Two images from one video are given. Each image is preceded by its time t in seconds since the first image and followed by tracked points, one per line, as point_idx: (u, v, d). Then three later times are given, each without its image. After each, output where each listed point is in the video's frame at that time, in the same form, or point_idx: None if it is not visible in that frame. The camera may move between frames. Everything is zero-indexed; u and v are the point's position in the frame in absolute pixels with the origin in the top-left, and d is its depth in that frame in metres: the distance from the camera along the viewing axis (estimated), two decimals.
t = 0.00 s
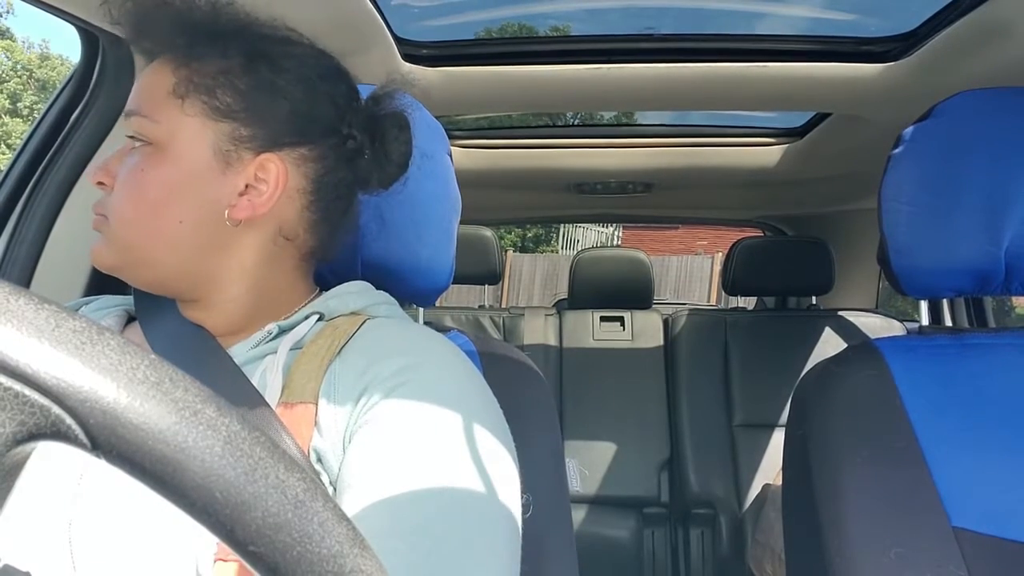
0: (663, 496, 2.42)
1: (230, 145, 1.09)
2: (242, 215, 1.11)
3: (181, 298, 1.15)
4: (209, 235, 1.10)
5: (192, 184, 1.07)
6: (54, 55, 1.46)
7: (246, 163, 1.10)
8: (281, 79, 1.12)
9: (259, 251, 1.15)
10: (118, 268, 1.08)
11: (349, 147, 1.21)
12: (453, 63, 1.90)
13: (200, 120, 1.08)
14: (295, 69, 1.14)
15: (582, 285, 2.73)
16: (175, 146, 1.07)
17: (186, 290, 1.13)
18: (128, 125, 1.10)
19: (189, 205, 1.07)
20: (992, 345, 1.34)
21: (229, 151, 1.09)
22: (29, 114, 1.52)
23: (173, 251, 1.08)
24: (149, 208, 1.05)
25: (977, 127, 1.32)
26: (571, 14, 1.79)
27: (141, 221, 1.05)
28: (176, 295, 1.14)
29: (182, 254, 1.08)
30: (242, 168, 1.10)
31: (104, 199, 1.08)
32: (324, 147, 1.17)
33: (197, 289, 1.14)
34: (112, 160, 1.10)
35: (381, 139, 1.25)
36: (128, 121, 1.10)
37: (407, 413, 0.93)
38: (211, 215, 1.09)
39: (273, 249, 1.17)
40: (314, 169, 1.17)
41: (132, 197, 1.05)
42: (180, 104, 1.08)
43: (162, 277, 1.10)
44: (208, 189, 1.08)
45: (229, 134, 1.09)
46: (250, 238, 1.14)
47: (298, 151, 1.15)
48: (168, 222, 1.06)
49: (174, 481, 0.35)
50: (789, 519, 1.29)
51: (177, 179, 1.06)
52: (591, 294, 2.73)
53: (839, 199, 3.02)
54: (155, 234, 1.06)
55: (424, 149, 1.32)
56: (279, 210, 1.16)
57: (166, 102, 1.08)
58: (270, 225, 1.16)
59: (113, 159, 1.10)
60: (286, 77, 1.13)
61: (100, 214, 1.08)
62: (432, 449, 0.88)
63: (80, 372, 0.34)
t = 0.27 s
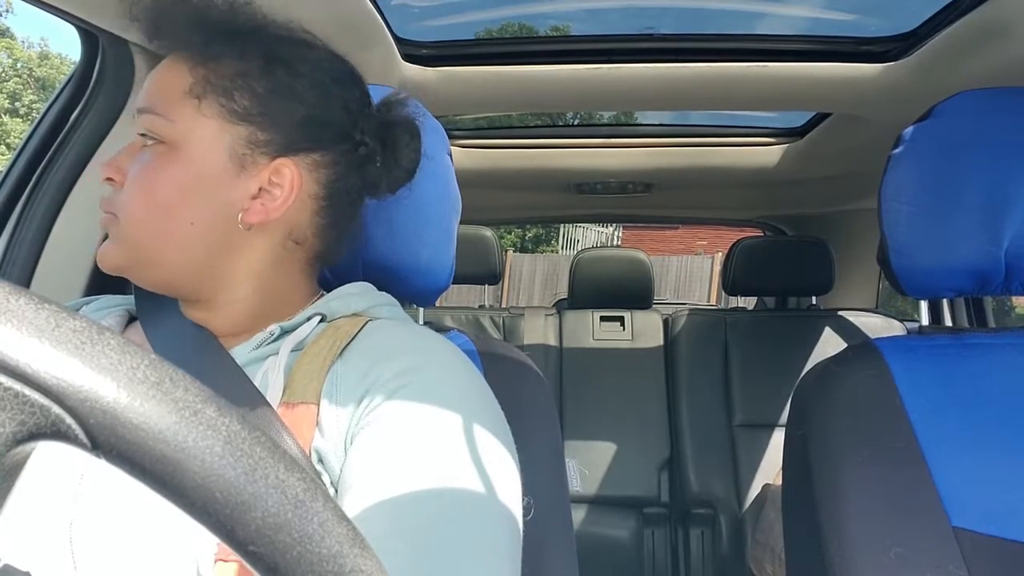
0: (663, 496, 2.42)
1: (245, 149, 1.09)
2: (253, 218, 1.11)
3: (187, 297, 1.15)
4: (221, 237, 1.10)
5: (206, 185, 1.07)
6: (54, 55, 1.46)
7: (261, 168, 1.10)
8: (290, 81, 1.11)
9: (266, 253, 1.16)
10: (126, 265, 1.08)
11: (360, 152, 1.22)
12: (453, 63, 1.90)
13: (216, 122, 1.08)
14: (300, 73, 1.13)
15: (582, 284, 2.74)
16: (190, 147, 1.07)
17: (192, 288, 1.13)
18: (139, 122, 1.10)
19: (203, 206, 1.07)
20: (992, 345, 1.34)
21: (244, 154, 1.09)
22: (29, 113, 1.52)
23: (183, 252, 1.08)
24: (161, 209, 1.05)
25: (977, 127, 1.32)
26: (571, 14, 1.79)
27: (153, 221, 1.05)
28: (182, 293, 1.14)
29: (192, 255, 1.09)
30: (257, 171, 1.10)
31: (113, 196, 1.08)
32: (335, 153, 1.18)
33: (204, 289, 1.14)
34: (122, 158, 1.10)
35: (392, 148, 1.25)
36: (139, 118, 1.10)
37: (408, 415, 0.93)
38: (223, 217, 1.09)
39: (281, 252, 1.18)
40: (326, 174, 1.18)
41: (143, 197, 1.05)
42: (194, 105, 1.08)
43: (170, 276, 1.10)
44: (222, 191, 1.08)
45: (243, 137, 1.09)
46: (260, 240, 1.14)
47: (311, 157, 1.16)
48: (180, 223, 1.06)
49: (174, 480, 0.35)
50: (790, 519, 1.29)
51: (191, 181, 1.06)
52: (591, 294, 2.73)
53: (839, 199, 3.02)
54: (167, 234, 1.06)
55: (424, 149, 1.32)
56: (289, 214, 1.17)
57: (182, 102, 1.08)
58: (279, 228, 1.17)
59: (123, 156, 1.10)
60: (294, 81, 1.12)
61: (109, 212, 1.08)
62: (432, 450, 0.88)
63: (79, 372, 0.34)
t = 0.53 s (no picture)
0: (663, 496, 2.42)
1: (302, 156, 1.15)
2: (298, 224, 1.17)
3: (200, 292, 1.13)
4: (266, 237, 1.12)
5: (268, 185, 1.10)
6: (54, 55, 1.46)
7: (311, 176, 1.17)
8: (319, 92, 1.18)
9: (287, 257, 1.20)
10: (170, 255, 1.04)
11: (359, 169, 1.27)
12: (453, 63, 1.90)
13: (279, 125, 1.12)
14: (315, 83, 1.18)
15: (582, 285, 2.74)
16: (254, 144, 1.09)
17: (217, 283, 1.12)
18: (185, 109, 1.07)
19: (262, 205, 1.09)
20: (991, 345, 1.34)
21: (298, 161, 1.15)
22: (29, 113, 1.52)
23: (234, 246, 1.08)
24: (228, 203, 1.05)
25: (977, 127, 1.32)
26: (571, 13, 1.79)
27: (217, 214, 1.04)
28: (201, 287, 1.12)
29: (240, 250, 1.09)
30: (307, 180, 1.17)
31: (158, 179, 1.02)
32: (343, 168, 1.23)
33: (225, 285, 1.13)
34: (163, 142, 1.05)
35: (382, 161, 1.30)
36: (184, 105, 1.07)
37: (408, 416, 0.93)
38: (273, 218, 1.12)
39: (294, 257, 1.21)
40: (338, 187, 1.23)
41: (210, 188, 1.03)
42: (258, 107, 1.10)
43: (210, 270, 1.08)
44: (277, 192, 1.11)
45: (303, 144, 1.15)
46: (288, 245, 1.18)
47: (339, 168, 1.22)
48: (242, 219, 1.07)
49: (175, 481, 0.35)
50: (790, 520, 1.29)
51: (257, 179, 1.08)
52: (591, 295, 2.73)
53: (839, 199, 3.02)
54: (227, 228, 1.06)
55: (424, 148, 1.33)
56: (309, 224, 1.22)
57: (244, 100, 1.09)
58: (303, 235, 1.21)
59: (163, 140, 1.05)
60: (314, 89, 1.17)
61: (149, 196, 1.02)
62: (433, 452, 0.88)
63: (81, 372, 0.34)
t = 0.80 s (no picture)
0: (663, 496, 2.42)
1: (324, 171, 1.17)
2: (317, 235, 1.21)
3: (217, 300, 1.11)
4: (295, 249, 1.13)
5: (303, 200, 1.10)
6: (53, 54, 1.46)
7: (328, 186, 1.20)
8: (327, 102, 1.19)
9: (297, 265, 1.20)
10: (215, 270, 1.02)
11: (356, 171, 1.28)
12: (453, 63, 1.90)
13: (310, 140, 1.13)
14: (315, 79, 1.18)
15: (582, 284, 2.74)
16: (292, 160, 1.09)
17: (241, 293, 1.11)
18: (228, 121, 1.04)
19: (297, 220, 1.10)
20: (992, 345, 1.34)
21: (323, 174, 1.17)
22: (29, 112, 1.51)
23: (276, 262, 1.08)
24: (274, 220, 1.05)
25: (977, 126, 1.32)
26: (571, 13, 1.79)
27: (266, 231, 1.04)
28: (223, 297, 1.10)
29: (277, 265, 1.09)
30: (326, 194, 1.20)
31: (210, 196, 0.99)
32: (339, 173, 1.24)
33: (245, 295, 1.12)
34: (209, 155, 1.01)
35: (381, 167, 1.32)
36: (227, 117, 1.04)
37: (408, 417, 0.93)
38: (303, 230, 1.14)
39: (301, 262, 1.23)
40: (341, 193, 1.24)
41: (263, 206, 1.03)
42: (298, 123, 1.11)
43: (245, 284, 1.07)
44: (310, 206, 1.13)
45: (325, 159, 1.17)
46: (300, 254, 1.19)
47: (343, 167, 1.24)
48: (283, 235, 1.07)
49: (175, 480, 0.35)
50: (790, 520, 1.29)
51: (295, 195, 1.08)
52: (591, 295, 2.73)
53: (839, 199, 3.02)
54: (271, 245, 1.05)
55: (423, 148, 1.32)
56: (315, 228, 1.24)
57: (285, 115, 1.09)
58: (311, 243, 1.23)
59: (210, 152, 1.02)
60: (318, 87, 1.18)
61: (198, 212, 0.99)
62: (432, 452, 0.88)
63: (81, 373, 0.33)
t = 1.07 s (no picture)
0: (663, 496, 2.42)
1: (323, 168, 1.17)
2: (319, 233, 1.21)
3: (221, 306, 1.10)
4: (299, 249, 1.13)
5: (306, 201, 1.10)
6: (53, 53, 1.46)
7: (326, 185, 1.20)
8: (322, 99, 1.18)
9: (297, 265, 1.19)
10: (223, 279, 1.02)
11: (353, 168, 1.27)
12: (453, 62, 1.90)
13: (310, 140, 1.12)
14: (311, 77, 1.17)
15: (582, 284, 2.74)
16: (294, 162, 1.08)
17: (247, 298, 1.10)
18: (228, 128, 1.03)
19: (301, 221, 1.10)
20: (993, 345, 1.34)
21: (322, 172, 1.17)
22: (29, 112, 1.51)
23: (283, 264, 1.08)
24: (279, 224, 1.04)
25: (978, 126, 1.31)
26: (571, 13, 1.79)
27: (272, 236, 1.04)
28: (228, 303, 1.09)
29: (283, 267, 1.09)
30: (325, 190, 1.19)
31: (217, 206, 0.99)
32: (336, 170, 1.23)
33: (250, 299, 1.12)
34: (213, 164, 1.01)
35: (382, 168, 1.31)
36: (227, 123, 1.03)
37: (406, 417, 0.93)
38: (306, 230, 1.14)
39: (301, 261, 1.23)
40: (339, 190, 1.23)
41: (269, 211, 1.03)
42: (298, 123, 1.11)
43: (252, 289, 1.07)
44: (313, 205, 1.13)
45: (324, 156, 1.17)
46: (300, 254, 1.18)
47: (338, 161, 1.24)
48: (289, 238, 1.07)
49: (175, 481, 0.35)
50: (790, 520, 1.28)
51: (298, 197, 1.08)
52: (591, 295, 2.73)
53: (839, 199, 3.02)
54: (279, 249, 1.05)
55: (423, 147, 1.32)
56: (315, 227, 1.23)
57: (284, 117, 1.09)
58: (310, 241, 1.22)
59: (213, 162, 1.01)
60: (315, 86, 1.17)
61: (207, 223, 0.99)
62: (433, 453, 0.88)
63: (81, 373, 0.33)
